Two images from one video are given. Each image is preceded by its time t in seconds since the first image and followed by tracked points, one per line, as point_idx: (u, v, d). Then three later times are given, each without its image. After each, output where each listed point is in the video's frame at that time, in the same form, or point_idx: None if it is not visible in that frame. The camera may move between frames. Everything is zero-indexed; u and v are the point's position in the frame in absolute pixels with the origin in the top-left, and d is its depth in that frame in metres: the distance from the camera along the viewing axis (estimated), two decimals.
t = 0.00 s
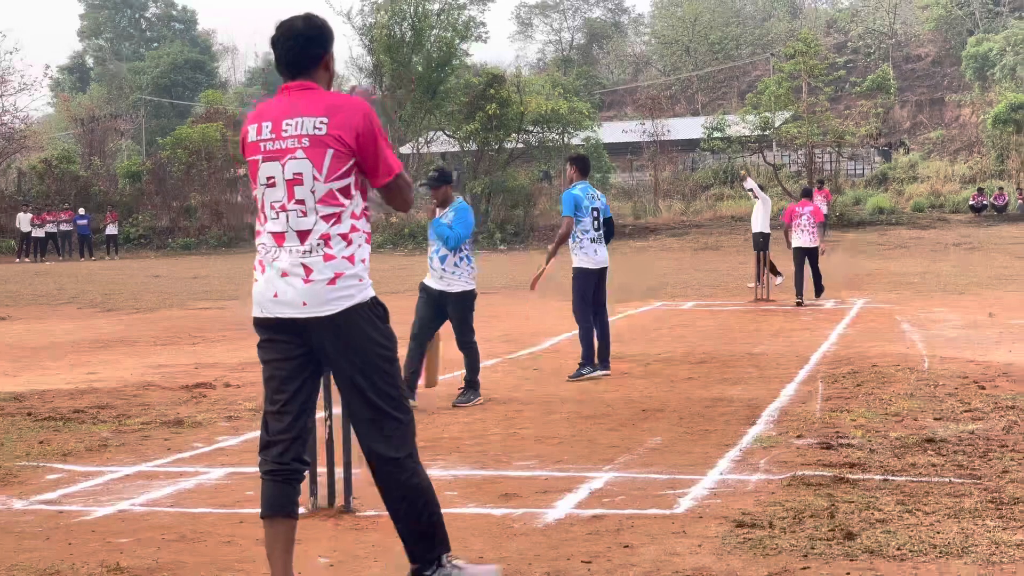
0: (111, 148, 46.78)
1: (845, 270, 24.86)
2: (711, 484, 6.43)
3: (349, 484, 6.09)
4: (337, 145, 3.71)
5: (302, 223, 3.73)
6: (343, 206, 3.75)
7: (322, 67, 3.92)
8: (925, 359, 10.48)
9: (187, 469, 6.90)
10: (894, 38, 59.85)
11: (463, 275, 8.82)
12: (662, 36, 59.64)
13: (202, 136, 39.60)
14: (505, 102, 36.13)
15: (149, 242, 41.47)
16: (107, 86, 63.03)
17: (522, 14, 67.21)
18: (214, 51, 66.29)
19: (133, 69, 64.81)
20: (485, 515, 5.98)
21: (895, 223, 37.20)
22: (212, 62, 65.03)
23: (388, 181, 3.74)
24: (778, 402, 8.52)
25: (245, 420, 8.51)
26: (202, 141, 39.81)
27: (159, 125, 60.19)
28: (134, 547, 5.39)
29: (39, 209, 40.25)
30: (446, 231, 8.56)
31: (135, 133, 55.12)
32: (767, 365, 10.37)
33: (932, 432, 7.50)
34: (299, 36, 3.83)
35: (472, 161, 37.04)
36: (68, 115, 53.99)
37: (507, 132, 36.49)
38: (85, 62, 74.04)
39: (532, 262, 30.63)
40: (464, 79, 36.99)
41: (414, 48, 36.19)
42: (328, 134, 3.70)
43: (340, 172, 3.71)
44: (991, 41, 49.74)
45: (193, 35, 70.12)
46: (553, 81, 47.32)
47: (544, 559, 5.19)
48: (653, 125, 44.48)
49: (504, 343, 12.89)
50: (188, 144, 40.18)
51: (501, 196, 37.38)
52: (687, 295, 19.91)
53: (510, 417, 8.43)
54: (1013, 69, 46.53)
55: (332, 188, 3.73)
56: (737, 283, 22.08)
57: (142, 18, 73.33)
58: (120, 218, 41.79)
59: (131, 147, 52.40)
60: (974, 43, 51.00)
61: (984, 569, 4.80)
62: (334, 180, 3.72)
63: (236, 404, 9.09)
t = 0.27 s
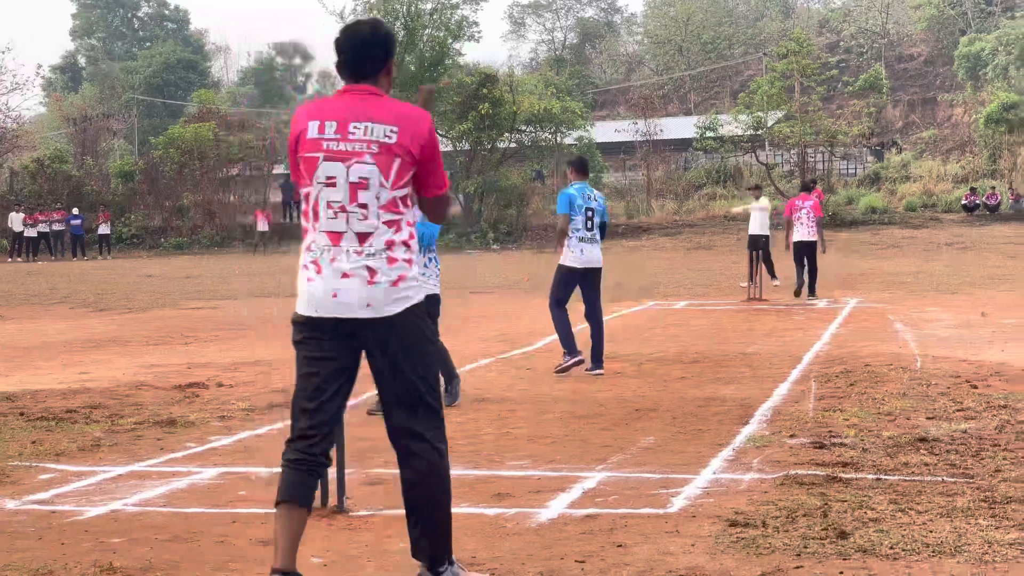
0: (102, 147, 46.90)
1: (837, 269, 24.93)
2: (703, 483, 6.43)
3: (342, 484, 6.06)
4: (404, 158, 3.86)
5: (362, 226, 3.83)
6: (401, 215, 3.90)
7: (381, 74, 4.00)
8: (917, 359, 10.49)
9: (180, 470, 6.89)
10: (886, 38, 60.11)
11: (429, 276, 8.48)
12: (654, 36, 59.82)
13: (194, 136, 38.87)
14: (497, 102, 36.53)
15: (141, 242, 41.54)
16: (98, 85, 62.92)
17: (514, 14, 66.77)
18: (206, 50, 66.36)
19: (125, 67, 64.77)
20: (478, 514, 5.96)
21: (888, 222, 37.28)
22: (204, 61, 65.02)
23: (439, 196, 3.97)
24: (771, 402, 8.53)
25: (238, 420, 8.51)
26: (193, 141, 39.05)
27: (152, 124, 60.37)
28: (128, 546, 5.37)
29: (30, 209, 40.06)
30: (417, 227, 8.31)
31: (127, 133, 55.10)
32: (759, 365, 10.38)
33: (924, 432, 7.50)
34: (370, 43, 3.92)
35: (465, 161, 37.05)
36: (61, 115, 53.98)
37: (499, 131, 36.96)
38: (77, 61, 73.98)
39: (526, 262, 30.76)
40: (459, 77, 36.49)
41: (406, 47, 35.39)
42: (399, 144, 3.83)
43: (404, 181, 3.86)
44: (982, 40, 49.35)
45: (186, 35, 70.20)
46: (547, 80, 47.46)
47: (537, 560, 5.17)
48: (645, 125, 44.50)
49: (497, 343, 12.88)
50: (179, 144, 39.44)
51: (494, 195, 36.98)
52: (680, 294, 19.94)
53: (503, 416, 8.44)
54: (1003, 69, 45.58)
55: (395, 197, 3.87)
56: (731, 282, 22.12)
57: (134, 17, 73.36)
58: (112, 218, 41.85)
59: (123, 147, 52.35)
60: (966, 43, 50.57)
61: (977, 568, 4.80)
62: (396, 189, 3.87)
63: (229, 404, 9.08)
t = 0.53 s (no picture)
0: (92, 163, 46.90)
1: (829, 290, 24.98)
2: (709, 504, 6.38)
3: (346, 504, 5.96)
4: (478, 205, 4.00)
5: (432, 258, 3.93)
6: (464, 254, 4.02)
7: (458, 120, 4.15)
8: (915, 380, 10.48)
9: (181, 488, 6.80)
10: (875, 59, 60.61)
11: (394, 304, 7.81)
12: (645, 55, 60.19)
13: (186, 152, 39.42)
14: (488, 120, 36.44)
15: (132, 258, 41.08)
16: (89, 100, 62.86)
17: (506, 33, 67.37)
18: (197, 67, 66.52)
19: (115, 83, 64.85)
20: (484, 534, 5.88)
21: (878, 243, 37.40)
22: (196, 78, 65.13)
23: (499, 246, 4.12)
24: (772, 422, 8.50)
25: (237, 438, 8.43)
26: (185, 156, 39.56)
27: (142, 140, 60.52)
28: (130, 566, 5.27)
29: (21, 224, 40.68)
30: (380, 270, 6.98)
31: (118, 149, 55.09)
32: (758, 385, 10.35)
33: (927, 453, 7.48)
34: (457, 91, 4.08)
35: (457, 179, 37.00)
36: (52, 132, 53.97)
37: (491, 149, 36.94)
38: (67, 77, 74.07)
39: (518, 279, 30.76)
40: (449, 96, 37.00)
41: (397, 65, 36.11)
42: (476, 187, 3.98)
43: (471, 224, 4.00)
44: (971, 61, 50.07)
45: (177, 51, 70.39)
46: (538, 99, 47.67)
47: None
48: (636, 144, 44.68)
49: (493, 361, 12.84)
50: (172, 160, 39.85)
51: (485, 213, 37.40)
52: (673, 314, 19.94)
53: (503, 435, 8.38)
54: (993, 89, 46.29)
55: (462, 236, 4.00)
56: (724, 302, 22.14)
57: (125, 34, 73.52)
58: (103, 235, 41.51)
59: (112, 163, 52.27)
60: (954, 64, 51.03)
61: None
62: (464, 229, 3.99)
63: (227, 422, 9.01)
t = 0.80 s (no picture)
0: (98, 161, 46.93)
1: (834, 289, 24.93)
2: (715, 502, 6.37)
3: (351, 502, 5.96)
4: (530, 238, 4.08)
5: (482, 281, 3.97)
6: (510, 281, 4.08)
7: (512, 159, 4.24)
8: (921, 379, 10.47)
9: (187, 486, 6.81)
10: (881, 58, 60.47)
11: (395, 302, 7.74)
12: (650, 54, 60.07)
13: (192, 150, 39.41)
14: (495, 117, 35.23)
15: (137, 257, 40.91)
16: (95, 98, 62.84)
17: (512, 31, 67.78)
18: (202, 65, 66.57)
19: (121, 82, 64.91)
20: (490, 532, 5.88)
21: (884, 242, 37.28)
22: (201, 77, 65.17)
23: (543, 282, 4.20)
24: (777, 421, 8.50)
25: (243, 436, 8.44)
26: (191, 155, 39.57)
27: (148, 138, 60.73)
28: (137, 564, 5.28)
29: (27, 223, 40.41)
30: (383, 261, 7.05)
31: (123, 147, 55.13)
32: (763, 383, 10.35)
33: (933, 452, 7.46)
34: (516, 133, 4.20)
35: (462, 178, 36.81)
36: (57, 130, 54.02)
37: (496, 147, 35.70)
38: (73, 75, 74.18)
39: (524, 278, 30.73)
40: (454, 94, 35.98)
41: (403, 63, 36.18)
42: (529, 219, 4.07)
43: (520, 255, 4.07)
44: (977, 61, 49.81)
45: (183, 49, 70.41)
46: (543, 97, 47.61)
47: None
48: (641, 142, 44.59)
49: (497, 360, 12.84)
50: (178, 158, 39.84)
51: (491, 211, 37.29)
52: (678, 312, 19.93)
53: (508, 434, 8.39)
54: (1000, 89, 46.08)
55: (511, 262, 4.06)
56: (729, 301, 22.13)
57: (131, 32, 73.57)
58: (109, 233, 41.45)
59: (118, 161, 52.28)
60: (960, 63, 50.99)
61: None
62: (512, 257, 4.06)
63: (233, 419, 9.02)
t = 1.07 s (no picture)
0: (98, 162, 46.96)
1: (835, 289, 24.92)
2: (714, 503, 6.37)
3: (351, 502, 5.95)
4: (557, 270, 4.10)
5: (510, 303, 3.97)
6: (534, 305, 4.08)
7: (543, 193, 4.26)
8: (922, 379, 10.47)
9: (187, 487, 6.81)
10: (881, 58, 60.50)
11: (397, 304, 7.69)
12: (651, 55, 60.10)
13: (192, 151, 39.15)
14: (494, 119, 35.59)
15: (137, 257, 40.90)
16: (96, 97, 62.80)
17: (511, 32, 67.49)
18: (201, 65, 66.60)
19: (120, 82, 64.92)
20: (490, 533, 5.87)
21: (884, 242, 37.29)
22: (201, 77, 65.18)
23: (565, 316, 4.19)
24: (777, 421, 8.50)
25: (243, 437, 8.44)
26: (190, 157, 39.32)
27: (147, 139, 60.86)
28: (136, 564, 5.28)
29: (26, 223, 40.42)
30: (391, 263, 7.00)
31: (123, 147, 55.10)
32: (764, 384, 10.34)
33: (933, 453, 7.46)
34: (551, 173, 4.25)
35: (462, 178, 36.87)
36: (57, 131, 54.01)
37: (496, 148, 36.06)
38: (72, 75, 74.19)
39: (524, 279, 30.77)
40: (454, 95, 36.59)
41: (402, 64, 36.20)
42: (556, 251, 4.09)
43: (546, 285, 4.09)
44: (977, 61, 49.82)
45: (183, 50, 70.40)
46: (543, 98, 47.62)
47: None
48: (641, 143, 44.57)
49: (497, 360, 12.83)
50: (177, 160, 39.56)
51: (490, 212, 37.40)
52: (678, 313, 19.92)
53: (508, 434, 8.39)
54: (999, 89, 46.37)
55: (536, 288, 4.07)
56: (729, 301, 22.13)
57: (131, 33, 73.56)
58: (109, 234, 41.45)
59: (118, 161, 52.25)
60: (959, 64, 51.04)
61: None
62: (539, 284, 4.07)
63: (233, 420, 9.02)
